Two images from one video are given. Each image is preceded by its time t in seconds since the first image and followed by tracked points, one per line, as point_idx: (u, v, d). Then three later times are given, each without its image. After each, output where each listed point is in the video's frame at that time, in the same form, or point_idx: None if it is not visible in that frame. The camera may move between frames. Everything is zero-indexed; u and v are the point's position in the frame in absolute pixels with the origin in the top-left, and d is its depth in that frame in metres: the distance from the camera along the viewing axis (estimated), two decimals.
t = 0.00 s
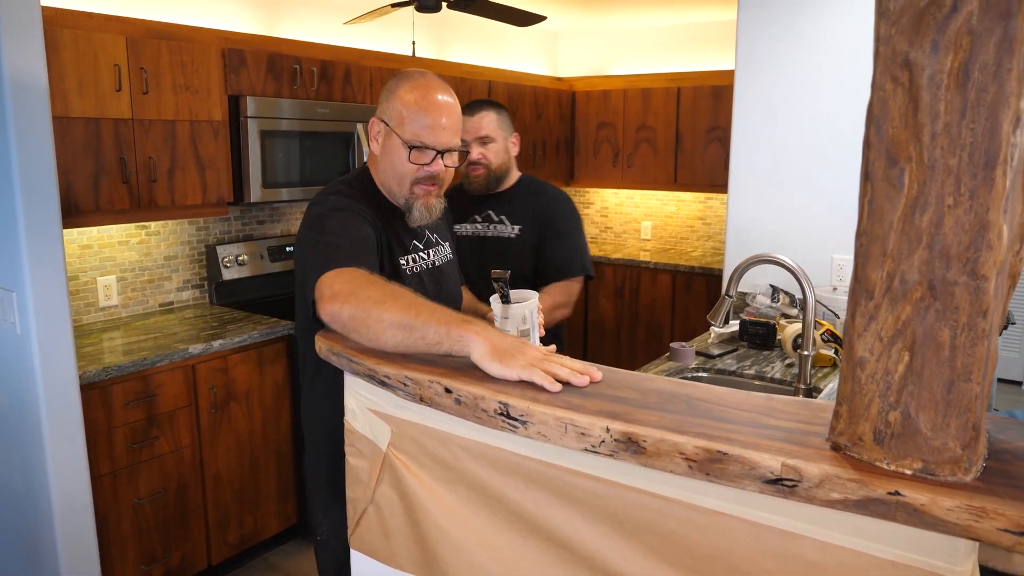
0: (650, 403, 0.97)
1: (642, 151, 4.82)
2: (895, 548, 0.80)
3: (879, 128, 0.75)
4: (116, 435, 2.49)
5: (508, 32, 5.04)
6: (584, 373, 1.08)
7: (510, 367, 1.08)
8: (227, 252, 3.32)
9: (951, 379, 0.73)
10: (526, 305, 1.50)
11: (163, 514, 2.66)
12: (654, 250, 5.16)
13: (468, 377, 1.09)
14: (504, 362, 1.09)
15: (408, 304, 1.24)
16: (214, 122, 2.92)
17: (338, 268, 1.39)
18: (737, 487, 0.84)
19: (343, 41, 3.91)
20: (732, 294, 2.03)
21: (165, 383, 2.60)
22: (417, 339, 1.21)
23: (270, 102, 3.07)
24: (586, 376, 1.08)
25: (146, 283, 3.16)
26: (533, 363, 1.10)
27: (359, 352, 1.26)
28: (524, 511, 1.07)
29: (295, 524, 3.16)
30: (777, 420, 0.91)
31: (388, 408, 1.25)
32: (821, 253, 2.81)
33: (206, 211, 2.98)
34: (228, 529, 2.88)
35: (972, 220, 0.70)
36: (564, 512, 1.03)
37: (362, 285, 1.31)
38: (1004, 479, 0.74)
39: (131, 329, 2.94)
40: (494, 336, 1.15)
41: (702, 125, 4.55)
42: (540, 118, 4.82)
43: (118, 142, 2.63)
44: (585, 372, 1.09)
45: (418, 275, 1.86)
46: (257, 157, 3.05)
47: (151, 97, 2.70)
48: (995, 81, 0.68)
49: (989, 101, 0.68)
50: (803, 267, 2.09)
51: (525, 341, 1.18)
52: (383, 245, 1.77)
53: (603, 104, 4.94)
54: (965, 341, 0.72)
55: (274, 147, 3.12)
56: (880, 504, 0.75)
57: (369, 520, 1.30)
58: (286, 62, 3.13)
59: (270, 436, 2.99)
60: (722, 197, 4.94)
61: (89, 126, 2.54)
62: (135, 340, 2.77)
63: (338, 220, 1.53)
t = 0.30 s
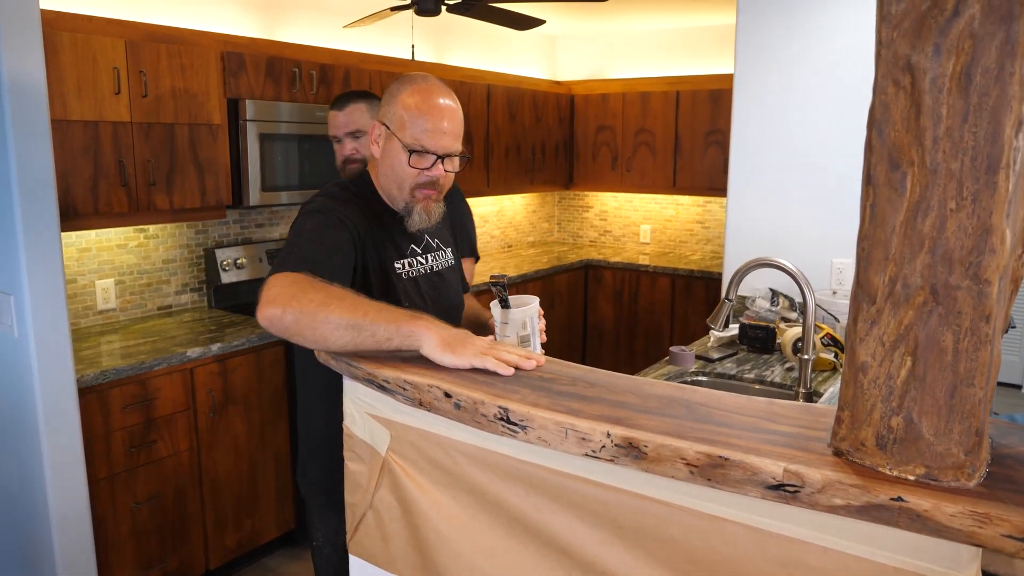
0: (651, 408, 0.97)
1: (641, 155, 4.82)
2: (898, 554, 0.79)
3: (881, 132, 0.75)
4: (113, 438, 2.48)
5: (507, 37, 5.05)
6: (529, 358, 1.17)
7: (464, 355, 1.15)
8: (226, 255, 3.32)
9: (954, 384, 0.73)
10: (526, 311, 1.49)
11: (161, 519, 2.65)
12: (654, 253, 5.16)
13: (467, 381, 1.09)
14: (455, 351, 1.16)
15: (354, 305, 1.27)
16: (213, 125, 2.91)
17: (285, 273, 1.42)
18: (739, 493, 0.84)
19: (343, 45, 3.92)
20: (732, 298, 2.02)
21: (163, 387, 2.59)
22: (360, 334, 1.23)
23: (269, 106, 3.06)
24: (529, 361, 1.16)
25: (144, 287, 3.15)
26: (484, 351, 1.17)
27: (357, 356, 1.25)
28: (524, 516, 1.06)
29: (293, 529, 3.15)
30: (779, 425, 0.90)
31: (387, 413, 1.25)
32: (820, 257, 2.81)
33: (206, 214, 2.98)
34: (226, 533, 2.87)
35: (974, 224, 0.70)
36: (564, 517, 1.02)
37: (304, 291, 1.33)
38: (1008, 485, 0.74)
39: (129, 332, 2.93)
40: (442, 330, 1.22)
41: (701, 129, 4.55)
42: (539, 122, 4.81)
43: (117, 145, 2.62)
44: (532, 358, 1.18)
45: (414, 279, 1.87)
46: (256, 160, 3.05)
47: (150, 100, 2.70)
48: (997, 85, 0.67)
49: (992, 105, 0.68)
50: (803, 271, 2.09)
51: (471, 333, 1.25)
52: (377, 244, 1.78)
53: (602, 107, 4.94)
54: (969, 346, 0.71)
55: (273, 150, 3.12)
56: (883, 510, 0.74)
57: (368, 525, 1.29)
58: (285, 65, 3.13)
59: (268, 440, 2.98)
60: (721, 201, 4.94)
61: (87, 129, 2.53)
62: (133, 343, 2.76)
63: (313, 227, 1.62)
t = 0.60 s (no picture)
0: (654, 410, 0.96)
1: (641, 156, 4.82)
2: (902, 557, 0.79)
3: (886, 133, 0.75)
4: (113, 440, 2.47)
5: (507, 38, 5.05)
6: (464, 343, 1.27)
7: (402, 342, 1.24)
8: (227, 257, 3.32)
9: (959, 386, 0.72)
10: (530, 313, 1.49)
11: (161, 520, 2.64)
12: (654, 255, 5.16)
13: (468, 382, 1.08)
14: (395, 338, 1.25)
15: (296, 301, 1.35)
16: (214, 127, 2.91)
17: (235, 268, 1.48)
18: (742, 495, 0.83)
19: (344, 46, 3.92)
20: (732, 300, 2.03)
21: (164, 389, 2.59)
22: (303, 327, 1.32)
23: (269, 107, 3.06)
24: (465, 344, 1.27)
25: (144, 288, 3.15)
26: (422, 337, 1.26)
27: (357, 357, 1.24)
28: (526, 517, 1.06)
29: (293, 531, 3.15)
30: (781, 427, 0.90)
31: (388, 414, 1.24)
32: (821, 258, 2.81)
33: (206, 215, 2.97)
34: (226, 535, 2.86)
35: (979, 226, 0.70)
36: (566, 520, 1.02)
37: (249, 288, 1.40)
38: (1013, 488, 0.73)
39: (129, 334, 2.93)
40: (382, 317, 1.30)
41: (702, 130, 4.55)
42: (539, 123, 4.82)
43: (118, 146, 2.62)
44: (466, 342, 1.28)
45: (412, 281, 1.83)
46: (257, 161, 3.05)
47: (150, 101, 2.69)
48: (1003, 86, 0.67)
49: (997, 106, 0.68)
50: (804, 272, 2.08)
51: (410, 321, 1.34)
52: (362, 255, 1.73)
53: (603, 108, 4.94)
54: (974, 348, 0.71)
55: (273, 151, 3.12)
56: (888, 513, 0.74)
57: (369, 527, 1.29)
58: (285, 66, 3.13)
59: (268, 442, 2.97)
60: (722, 202, 4.94)
61: (88, 130, 2.53)
62: (133, 345, 2.76)
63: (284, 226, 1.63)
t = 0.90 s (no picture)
0: (655, 409, 0.96)
1: (641, 156, 4.82)
2: (904, 558, 0.78)
3: (889, 131, 0.75)
4: (113, 440, 2.47)
5: (507, 38, 5.05)
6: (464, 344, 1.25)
7: (400, 343, 1.22)
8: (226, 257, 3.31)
9: (962, 386, 0.72)
10: (534, 313, 1.49)
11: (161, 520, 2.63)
12: (654, 255, 5.15)
13: (468, 382, 1.08)
14: (394, 339, 1.23)
15: (298, 300, 1.33)
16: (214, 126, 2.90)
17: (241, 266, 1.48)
18: (744, 495, 0.83)
19: (345, 46, 3.92)
20: (733, 300, 2.02)
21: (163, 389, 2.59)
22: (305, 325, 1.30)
23: (269, 106, 3.06)
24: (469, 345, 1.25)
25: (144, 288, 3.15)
26: (422, 338, 1.24)
27: (357, 357, 1.24)
28: (526, 518, 1.05)
29: (293, 531, 3.14)
30: (783, 427, 0.90)
31: (388, 414, 1.24)
32: (822, 258, 2.81)
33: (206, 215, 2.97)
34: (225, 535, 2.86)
35: (983, 224, 0.69)
36: (567, 520, 1.01)
37: (249, 286, 1.38)
38: (1017, 488, 0.73)
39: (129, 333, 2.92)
40: (383, 318, 1.28)
41: (702, 131, 4.54)
42: (539, 123, 4.81)
43: (117, 146, 2.62)
44: (467, 343, 1.25)
45: (415, 281, 1.82)
46: (257, 161, 3.04)
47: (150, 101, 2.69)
48: (1007, 84, 0.67)
49: (1002, 104, 0.67)
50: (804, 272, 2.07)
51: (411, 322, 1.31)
52: (362, 253, 1.72)
53: (603, 109, 4.94)
54: (977, 347, 0.71)
55: (274, 151, 3.12)
56: (890, 513, 0.74)
57: (369, 527, 1.29)
58: (286, 65, 3.13)
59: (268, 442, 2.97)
60: (722, 203, 4.93)
61: (87, 130, 2.53)
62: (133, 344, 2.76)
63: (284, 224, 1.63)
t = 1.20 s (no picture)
0: (652, 411, 0.96)
1: (640, 158, 4.82)
2: (902, 560, 0.78)
3: (887, 131, 0.74)
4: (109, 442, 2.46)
5: (506, 41, 5.05)
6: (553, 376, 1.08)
7: (479, 371, 1.08)
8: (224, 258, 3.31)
9: (960, 387, 0.72)
10: (535, 311, 1.48)
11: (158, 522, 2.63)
12: (653, 257, 5.15)
13: (465, 384, 1.07)
14: (473, 365, 1.09)
15: (378, 309, 1.22)
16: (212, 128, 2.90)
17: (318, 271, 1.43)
18: (741, 498, 0.82)
19: (344, 48, 3.92)
20: (732, 301, 2.02)
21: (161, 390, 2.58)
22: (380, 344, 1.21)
23: (268, 108, 3.06)
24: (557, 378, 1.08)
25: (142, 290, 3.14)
26: (504, 367, 1.09)
27: (354, 359, 1.23)
28: (523, 521, 1.05)
29: (291, 534, 3.13)
30: (781, 429, 0.89)
31: (385, 416, 1.23)
32: (821, 260, 2.80)
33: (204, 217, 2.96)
34: (223, 537, 2.85)
35: (981, 225, 0.69)
36: (564, 523, 1.01)
37: (334, 291, 1.29)
38: (1015, 490, 0.73)
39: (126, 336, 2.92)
40: (466, 341, 1.14)
41: (701, 133, 4.54)
42: (538, 125, 4.81)
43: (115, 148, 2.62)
44: (556, 374, 1.09)
45: (423, 283, 1.82)
46: (255, 164, 3.04)
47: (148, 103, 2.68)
48: (1004, 84, 0.67)
49: (999, 105, 0.67)
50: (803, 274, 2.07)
51: (497, 345, 1.17)
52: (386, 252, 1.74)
53: (602, 111, 4.94)
54: (976, 348, 0.70)
55: (272, 153, 3.12)
56: (888, 516, 0.73)
57: (366, 530, 1.28)
58: (284, 67, 3.12)
59: (266, 444, 2.96)
60: (721, 204, 4.93)
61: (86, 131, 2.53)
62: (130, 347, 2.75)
63: (326, 226, 1.58)
